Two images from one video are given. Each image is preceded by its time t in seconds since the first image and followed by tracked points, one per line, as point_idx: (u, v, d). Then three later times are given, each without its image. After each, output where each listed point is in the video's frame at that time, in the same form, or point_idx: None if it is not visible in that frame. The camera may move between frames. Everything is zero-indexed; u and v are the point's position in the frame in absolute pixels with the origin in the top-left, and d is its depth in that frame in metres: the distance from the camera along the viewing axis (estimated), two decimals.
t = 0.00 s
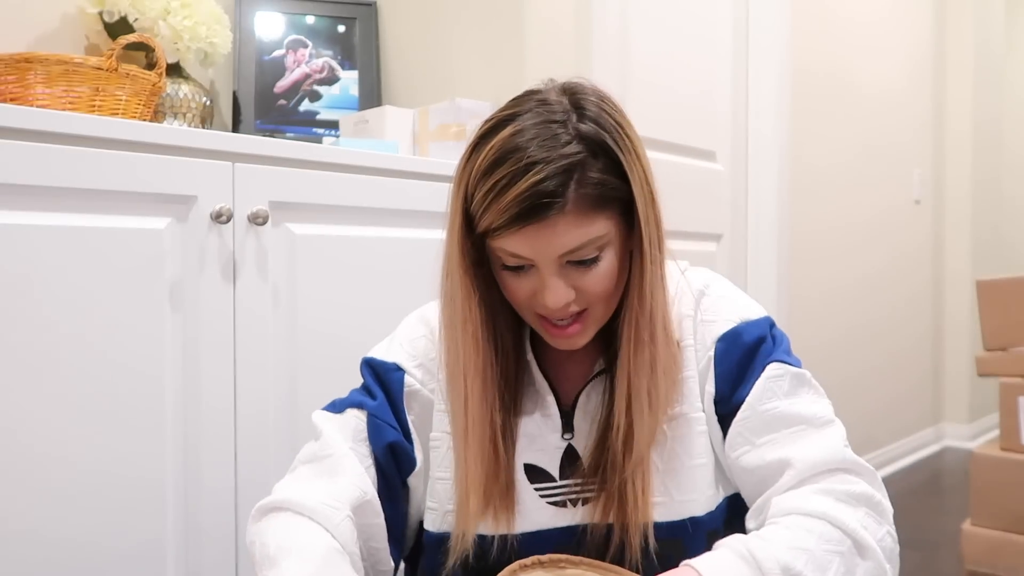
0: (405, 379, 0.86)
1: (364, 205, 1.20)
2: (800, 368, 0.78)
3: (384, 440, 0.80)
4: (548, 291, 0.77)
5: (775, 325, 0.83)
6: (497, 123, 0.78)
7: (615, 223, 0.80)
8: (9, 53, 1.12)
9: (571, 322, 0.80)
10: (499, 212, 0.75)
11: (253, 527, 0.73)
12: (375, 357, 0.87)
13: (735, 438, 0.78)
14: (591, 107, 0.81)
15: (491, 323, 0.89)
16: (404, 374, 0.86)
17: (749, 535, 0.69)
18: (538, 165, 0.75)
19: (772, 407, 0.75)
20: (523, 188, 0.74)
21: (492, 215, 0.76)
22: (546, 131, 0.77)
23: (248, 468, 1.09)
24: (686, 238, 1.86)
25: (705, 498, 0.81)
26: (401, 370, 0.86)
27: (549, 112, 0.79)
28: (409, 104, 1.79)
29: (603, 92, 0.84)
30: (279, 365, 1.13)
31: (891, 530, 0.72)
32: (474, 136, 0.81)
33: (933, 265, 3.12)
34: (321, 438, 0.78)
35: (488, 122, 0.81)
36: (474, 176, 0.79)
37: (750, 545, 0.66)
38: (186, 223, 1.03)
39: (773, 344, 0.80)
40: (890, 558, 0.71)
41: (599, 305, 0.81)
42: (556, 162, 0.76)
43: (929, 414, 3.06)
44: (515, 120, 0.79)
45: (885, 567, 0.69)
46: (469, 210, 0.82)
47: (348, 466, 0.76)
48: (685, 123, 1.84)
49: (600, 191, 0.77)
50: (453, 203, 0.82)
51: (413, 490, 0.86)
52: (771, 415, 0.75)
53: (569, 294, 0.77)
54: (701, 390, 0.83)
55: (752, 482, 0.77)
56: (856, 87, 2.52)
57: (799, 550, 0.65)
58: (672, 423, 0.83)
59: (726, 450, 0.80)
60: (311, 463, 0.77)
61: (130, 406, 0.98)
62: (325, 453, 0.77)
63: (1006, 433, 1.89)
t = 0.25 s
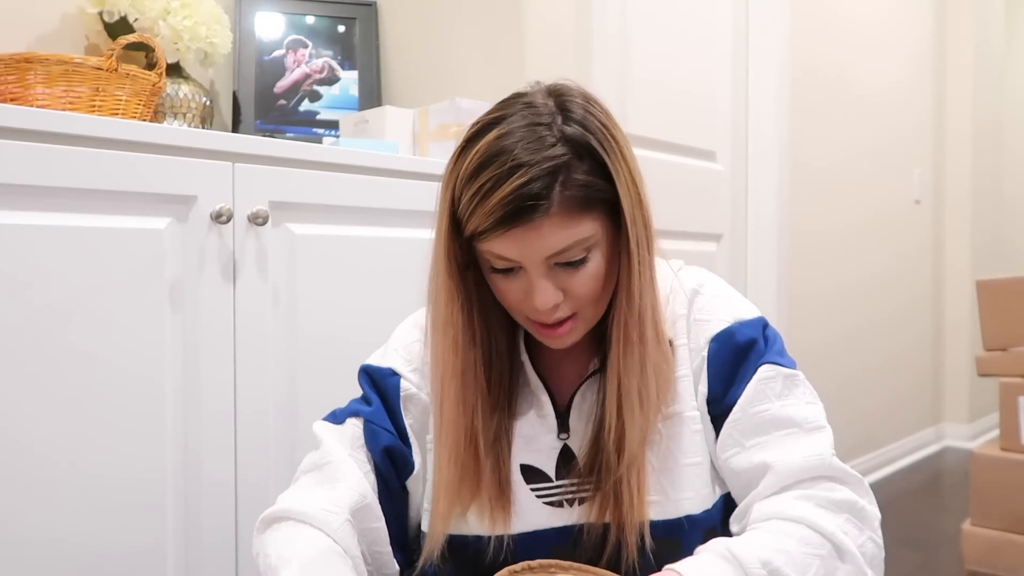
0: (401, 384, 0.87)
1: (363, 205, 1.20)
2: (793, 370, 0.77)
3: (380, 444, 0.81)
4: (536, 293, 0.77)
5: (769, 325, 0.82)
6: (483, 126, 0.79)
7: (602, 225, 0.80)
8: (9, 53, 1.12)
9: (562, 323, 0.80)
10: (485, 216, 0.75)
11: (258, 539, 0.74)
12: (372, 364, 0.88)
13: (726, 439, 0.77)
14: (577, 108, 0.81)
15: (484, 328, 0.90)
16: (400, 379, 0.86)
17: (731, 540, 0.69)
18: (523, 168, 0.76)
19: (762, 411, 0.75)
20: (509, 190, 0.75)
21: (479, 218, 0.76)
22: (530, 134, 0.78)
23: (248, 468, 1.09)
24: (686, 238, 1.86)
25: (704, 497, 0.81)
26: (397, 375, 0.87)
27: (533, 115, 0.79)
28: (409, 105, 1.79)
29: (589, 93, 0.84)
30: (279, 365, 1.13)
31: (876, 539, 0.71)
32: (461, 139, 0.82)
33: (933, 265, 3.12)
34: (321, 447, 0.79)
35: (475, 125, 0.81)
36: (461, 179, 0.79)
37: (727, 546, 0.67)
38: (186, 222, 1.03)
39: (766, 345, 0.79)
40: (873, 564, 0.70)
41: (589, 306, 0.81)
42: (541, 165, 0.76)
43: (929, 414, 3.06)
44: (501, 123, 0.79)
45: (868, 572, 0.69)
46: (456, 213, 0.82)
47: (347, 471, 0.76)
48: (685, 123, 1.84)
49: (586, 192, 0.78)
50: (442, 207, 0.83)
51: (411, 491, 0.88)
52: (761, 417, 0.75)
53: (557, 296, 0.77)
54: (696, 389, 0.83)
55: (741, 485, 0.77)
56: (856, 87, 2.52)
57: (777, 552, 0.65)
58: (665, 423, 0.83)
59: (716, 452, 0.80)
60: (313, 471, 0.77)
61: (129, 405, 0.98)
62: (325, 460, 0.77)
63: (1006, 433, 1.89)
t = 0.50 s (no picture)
0: (400, 386, 0.88)
1: (364, 205, 1.20)
2: (788, 371, 0.76)
3: (379, 445, 0.81)
4: (527, 297, 0.77)
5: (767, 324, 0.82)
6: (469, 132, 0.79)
7: (591, 227, 0.80)
8: (9, 53, 1.12)
9: (554, 326, 0.80)
10: (472, 221, 0.76)
11: (256, 542, 0.73)
12: (370, 366, 0.89)
13: (720, 439, 0.77)
14: (563, 111, 0.81)
15: (480, 332, 0.91)
16: (398, 380, 0.88)
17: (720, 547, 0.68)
18: (508, 173, 0.76)
19: (756, 411, 0.74)
20: (495, 195, 0.75)
21: (467, 223, 0.76)
22: (515, 139, 0.78)
23: (248, 467, 1.09)
24: (686, 238, 1.86)
25: (701, 496, 0.80)
26: (396, 377, 0.88)
27: (517, 120, 0.79)
28: (409, 105, 1.79)
29: (575, 94, 0.84)
30: (279, 364, 1.13)
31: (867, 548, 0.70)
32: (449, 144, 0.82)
33: (933, 265, 3.12)
34: (320, 449, 0.79)
35: (462, 130, 0.81)
36: (449, 185, 0.80)
37: (717, 551, 0.65)
38: (186, 222, 1.03)
39: (762, 346, 0.79)
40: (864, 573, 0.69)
41: (581, 309, 0.81)
42: (527, 168, 0.76)
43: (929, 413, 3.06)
44: (487, 128, 0.79)
45: None
46: (445, 218, 0.82)
47: (348, 470, 0.77)
48: (685, 123, 1.84)
49: (573, 194, 0.77)
50: (432, 212, 0.83)
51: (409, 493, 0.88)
52: (751, 421, 0.74)
53: (548, 299, 0.77)
54: (691, 386, 0.83)
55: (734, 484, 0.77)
56: (857, 87, 2.52)
57: (767, 556, 0.64)
58: (660, 423, 0.83)
59: (710, 452, 0.80)
60: (313, 472, 0.78)
61: (129, 405, 0.98)
62: (325, 460, 0.78)
63: (1006, 433, 1.89)
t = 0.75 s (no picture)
0: (399, 389, 0.87)
1: (363, 205, 1.20)
2: (782, 377, 0.76)
3: (378, 448, 0.81)
4: (519, 304, 0.77)
5: (763, 325, 0.82)
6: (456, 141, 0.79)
7: (581, 232, 0.80)
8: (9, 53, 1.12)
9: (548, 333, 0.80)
10: (461, 231, 0.76)
11: (253, 543, 0.74)
12: (369, 369, 0.89)
13: (711, 440, 0.77)
14: (550, 117, 0.81)
15: (475, 336, 0.91)
16: (397, 383, 0.88)
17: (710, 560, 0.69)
18: (495, 181, 0.76)
19: (748, 415, 0.75)
20: (483, 204, 0.75)
21: (456, 233, 0.77)
22: (501, 147, 0.78)
23: (248, 467, 1.09)
24: (686, 237, 1.86)
25: (701, 494, 0.80)
26: (395, 380, 0.88)
27: (504, 128, 0.79)
28: (409, 105, 1.79)
29: (562, 100, 0.84)
30: (279, 364, 1.13)
31: (848, 558, 0.71)
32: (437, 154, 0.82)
33: (933, 265, 3.12)
34: (320, 450, 0.79)
35: (448, 140, 0.81)
36: (437, 195, 0.80)
37: (712, 565, 0.65)
38: (186, 222, 1.03)
39: (755, 351, 0.79)
40: None
41: (573, 315, 0.81)
42: (514, 176, 0.76)
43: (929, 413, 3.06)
44: (473, 137, 0.79)
45: None
46: (435, 227, 0.82)
47: (346, 473, 0.77)
48: (685, 123, 1.84)
49: (561, 199, 0.77)
50: (422, 223, 0.83)
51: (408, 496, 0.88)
52: (740, 425, 0.75)
53: (540, 305, 0.77)
54: (688, 384, 0.83)
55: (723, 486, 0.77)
56: (857, 87, 2.52)
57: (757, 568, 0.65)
58: (657, 422, 0.82)
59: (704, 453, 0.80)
60: (310, 474, 0.78)
61: (129, 406, 0.98)
62: (322, 462, 0.78)
63: (1006, 433, 1.89)
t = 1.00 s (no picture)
0: (395, 390, 0.87)
1: (363, 205, 1.20)
2: (779, 376, 0.76)
3: (373, 449, 0.81)
4: (514, 308, 0.77)
5: (761, 325, 0.82)
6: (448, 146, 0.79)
7: (575, 235, 0.80)
8: (9, 53, 1.12)
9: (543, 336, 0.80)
10: (454, 236, 0.76)
11: (252, 545, 0.74)
12: (365, 370, 0.89)
13: (709, 440, 0.77)
14: (543, 120, 0.81)
15: (471, 338, 0.92)
16: (393, 385, 0.87)
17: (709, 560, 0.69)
18: (487, 186, 0.75)
19: (746, 415, 0.75)
20: (476, 208, 0.75)
21: (449, 238, 0.77)
22: (493, 152, 0.78)
23: (247, 467, 1.09)
24: (686, 237, 1.86)
25: (696, 494, 0.80)
26: (391, 381, 0.88)
27: (496, 132, 0.79)
28: (409, 105, 1.79)
29: (554, 103, 0.83)
30: (279, 364, 1.13)
31: (845, 558, 0.72)
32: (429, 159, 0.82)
33: (933, 265, 3.12)
34: (318, 452, 0.79)
35: (441, 145, 0.81)
36: (429, 200, 0.80)
37: (712, 567, 0.65)
38: (186, 222, 1.03)
39: (752, 350, 0.79)
40: None
41: (567, 318, 0.81)
42: (507, 180, 0.76)
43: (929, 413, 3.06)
44: (465, 142, 0.79)
45: None
46: (428, 232, 0.82)
47: (342, 475, 0.77)
48: (685, 123, 1.84)
49: (554, 203, 0.77)
50: (416, 228, 0.83)
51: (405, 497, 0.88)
52: (738, 425, 0.75)
53: (534, 310, 0.77)
54: (686, 383, 0.82)
55: (722, 487, 0.76)
56: (857, 87, 2.52)
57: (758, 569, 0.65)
58: (653, 422, 0.82)
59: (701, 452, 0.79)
60: (308, 476, 0.78)
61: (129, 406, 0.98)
62: (319, 464, 0.78)
63: (1006, 433, 1.89)
